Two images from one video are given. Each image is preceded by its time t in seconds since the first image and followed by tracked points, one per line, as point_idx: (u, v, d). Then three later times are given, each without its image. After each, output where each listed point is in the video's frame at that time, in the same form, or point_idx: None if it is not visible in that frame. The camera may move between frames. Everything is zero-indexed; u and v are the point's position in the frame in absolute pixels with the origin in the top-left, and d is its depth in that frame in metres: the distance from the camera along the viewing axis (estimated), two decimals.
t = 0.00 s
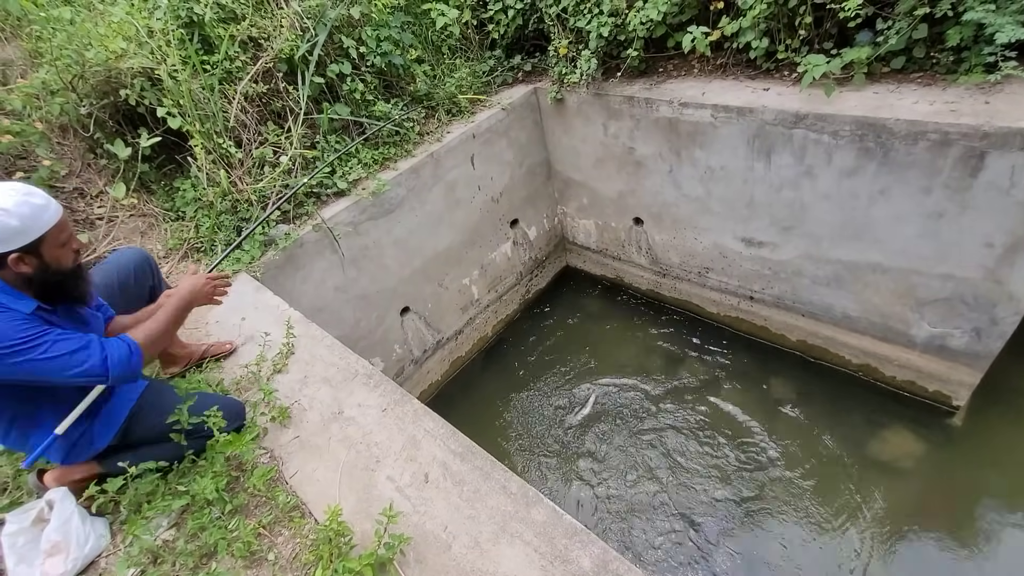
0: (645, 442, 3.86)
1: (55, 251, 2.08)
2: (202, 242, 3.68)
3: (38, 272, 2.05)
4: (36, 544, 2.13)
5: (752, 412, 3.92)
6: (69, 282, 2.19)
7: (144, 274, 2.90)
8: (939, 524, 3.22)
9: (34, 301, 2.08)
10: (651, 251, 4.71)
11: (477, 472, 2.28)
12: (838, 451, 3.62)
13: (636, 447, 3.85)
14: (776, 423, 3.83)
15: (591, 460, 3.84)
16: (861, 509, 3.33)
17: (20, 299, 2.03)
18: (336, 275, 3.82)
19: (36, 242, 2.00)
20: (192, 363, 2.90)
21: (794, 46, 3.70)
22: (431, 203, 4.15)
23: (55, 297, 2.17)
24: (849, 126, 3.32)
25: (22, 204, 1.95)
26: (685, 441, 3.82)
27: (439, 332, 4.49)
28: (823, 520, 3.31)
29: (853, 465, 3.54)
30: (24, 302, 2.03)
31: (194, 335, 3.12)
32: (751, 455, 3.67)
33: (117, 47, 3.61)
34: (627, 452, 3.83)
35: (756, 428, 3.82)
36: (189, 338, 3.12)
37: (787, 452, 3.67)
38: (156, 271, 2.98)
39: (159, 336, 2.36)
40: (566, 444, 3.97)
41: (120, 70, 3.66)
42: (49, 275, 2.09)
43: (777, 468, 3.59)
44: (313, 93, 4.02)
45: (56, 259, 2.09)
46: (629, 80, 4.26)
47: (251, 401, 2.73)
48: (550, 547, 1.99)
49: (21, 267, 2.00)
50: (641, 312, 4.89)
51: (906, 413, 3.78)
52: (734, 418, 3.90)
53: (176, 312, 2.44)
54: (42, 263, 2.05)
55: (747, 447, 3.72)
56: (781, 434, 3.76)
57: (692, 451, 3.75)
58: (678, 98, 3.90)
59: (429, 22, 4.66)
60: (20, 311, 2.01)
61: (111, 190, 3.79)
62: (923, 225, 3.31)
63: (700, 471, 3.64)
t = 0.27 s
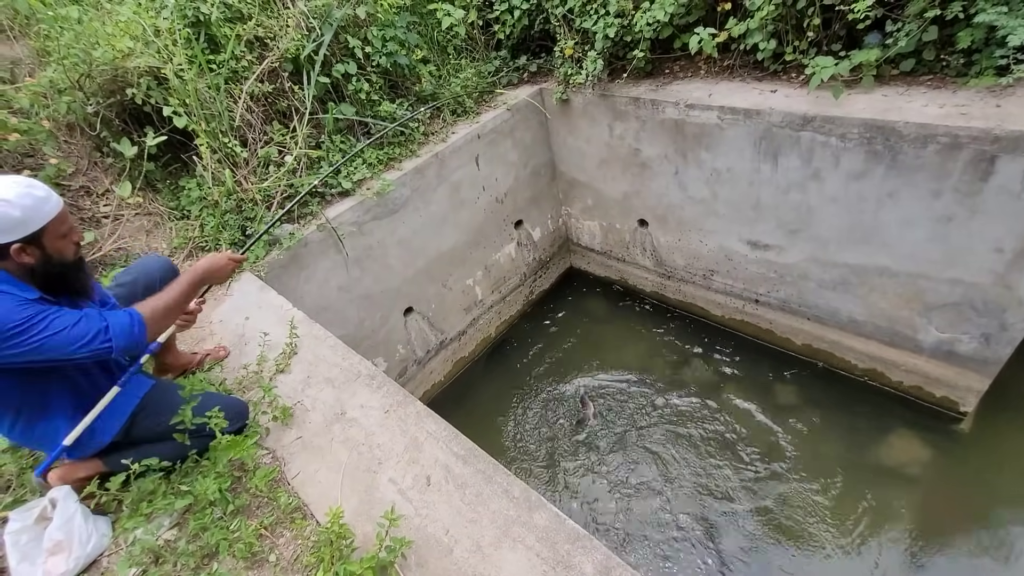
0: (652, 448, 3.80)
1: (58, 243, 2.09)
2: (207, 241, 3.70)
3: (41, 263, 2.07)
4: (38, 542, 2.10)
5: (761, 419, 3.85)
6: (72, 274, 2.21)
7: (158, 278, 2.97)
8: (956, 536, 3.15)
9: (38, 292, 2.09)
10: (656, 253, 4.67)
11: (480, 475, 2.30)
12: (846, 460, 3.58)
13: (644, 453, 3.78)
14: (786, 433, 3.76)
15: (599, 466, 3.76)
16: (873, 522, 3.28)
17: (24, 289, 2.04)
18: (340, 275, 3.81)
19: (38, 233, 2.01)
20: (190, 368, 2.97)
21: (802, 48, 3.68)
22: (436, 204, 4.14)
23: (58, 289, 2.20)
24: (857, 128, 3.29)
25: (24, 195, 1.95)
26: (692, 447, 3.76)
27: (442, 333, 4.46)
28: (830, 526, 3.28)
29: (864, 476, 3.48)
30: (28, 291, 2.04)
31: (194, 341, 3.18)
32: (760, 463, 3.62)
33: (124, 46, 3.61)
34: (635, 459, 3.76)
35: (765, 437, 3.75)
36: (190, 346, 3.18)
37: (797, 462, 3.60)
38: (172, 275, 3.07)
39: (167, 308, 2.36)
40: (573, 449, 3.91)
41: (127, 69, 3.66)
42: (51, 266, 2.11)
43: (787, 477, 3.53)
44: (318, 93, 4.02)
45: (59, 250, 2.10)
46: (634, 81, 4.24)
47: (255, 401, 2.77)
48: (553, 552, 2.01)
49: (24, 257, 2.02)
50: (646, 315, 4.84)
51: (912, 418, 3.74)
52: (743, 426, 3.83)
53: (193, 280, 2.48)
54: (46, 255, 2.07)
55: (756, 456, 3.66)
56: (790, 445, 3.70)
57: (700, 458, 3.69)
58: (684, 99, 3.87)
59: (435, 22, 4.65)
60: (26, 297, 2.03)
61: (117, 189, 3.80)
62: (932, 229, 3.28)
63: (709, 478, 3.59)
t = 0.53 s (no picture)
0: (672, 471, 3.48)
1: (43, 229, 1.98)
2: (197, 235, 3.55)
3: (26, 248, 1.97)
4: (26, 546, 2.10)
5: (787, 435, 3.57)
6: (58, 262, 2.09)
7: (147, 275, 2.77)
8: (1001, 562, 2.86)
9: (24, 279, 2.00)
10: (669, 252, 4.34)
11: (480, 485, 2.28)
12: (880, 480, 3.31)
13: (663, 476, 3.47)
14: (813, 454, 3.47)
15: (614, 490, 3.44)
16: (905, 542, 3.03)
17: (8, 274, 1.96)
18: (335, 272, 3.61)
19: (23, 218, 1.91)
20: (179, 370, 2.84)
21: (825, 36, 3.46)
22: (437, 198, 3.88)
23: (43, 276, 2.07)
24: (883, 121, 3.08)
25: (12, 178, 1.88)
26: (715, 471, 3.45)
27: (443, 334, 4.11)
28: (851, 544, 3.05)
29: (901, 503, 3.19)
30: (14, 279, 1.96)
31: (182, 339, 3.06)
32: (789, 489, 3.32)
33: (114, 32, 3.46)
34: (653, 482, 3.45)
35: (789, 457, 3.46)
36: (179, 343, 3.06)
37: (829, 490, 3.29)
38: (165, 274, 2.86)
39: (138, 333, 2.16)
40: (585, 470, 3.59)
41: (117, 57, 3.51)
42: (36, 252, 1.99)
43: (816, 504, 3.24)
44: (314, 80, 3.81)
45: (44, 237, 1.99)
46: (648, 69, 3.99)
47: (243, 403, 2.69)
48: (556, 565, 2.01)
49: (8, 242, 1.92)
50: (660, 316, 4.47)
51: (941, 429, 3.48)
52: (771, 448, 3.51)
53: (171, 303, 2.25)
54: (30, 240, 1.96)
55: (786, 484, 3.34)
56: (816, 464, 3.42)
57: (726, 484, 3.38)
58: (700, 89, 3.64)
59: (438, 7, 4.43)
60: (7, 287, 1.94)
61: (105, 181, 3.62)
62: (961, 229, 3.07)
63: (735, 505, 3.28)
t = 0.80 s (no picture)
0: (690, 492, 3.16)
1: None
2: (171, 223, 3.25)
3: None
4: None
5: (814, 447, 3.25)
6: (16, 240, 2.02)
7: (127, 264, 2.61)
8: None
9: None
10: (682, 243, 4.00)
11: (475, 495, 2.20)
12: (910, 493, 3.04)
13: (681, 498, 3.14)
14: (844, 471, 3.16)
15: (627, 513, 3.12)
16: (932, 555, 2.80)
17: None
18: (321, 263, 3.33)
19: None
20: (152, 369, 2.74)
21: (854, 8, 3.17)
22: (430, 183, 3.57)
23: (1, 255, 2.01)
24: (915, 102, 2.84)
25: None
26: (738, 491, 3.12)
27: (436, 331, 3.80)
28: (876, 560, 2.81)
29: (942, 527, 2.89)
30: None
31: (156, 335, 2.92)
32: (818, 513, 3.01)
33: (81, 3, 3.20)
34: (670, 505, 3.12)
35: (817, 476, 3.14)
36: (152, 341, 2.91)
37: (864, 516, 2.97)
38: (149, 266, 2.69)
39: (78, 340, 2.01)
40: (589, 477, 3.30)
41: (84, 29, 3.22)
42: None
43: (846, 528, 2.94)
44: (298, 54, 3.51)
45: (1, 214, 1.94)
46: (660, 45, 3.67)
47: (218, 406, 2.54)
48: None
49: None
50: (673, 312, 4.09)
51: (974, 437, 3.19)
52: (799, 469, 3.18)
53: (113, 310, 2.07)
54: None
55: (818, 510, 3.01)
56: (846, 481, 3.11)
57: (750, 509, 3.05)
58: (717, 66, 3.35)
59: None
60: None
61: (72, 164, 3.35)
62: (997, 220, 2.84)
63: (761, 533, 2.95)
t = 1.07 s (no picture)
0: (714, 516, 2.86)
1: None
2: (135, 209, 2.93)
3: None
4: None
5: (848, 464, 2.95)
6: None
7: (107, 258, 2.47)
8: None
9: None
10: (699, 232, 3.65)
11: (470, 508, 2.04)
12: (949, 507, 2.77)
13: (705, 523, 2.84)
14: (882, 490, 2.86)
15: (645, 539, 2.82)
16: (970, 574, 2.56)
17: None
18: (301, 252, 3.02)
19: None
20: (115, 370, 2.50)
21: None
22: (422, 165, 3.24)
23: None
24: (958, 75, 2.56)
25: None
26: (769, 515, 2.83)
27: (428, 328, 3.50)
28: None
29: (994, 558, 2.59)
30: None
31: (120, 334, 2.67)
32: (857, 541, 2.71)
33: None
34: (693, 531, 2.82)
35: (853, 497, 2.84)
36: (116, 340, 2.66)
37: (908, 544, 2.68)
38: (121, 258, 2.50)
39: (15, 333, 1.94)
40: (597, 489, 3.03)
41: None
42: None
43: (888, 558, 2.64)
44: (274, 21, 3.17)
45: None
46: (676, 12, 3.31)
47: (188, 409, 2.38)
48: None
49: None
50: (689, 309, 3.76)
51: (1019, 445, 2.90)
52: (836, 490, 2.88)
53: (50, 307, 1.98)
54: None
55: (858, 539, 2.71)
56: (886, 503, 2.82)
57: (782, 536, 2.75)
58: (739, 35, 3.02)
59: None
60: None
61: (24, 142, 3.01)
62: None
63: (794, 565, 2.66)
